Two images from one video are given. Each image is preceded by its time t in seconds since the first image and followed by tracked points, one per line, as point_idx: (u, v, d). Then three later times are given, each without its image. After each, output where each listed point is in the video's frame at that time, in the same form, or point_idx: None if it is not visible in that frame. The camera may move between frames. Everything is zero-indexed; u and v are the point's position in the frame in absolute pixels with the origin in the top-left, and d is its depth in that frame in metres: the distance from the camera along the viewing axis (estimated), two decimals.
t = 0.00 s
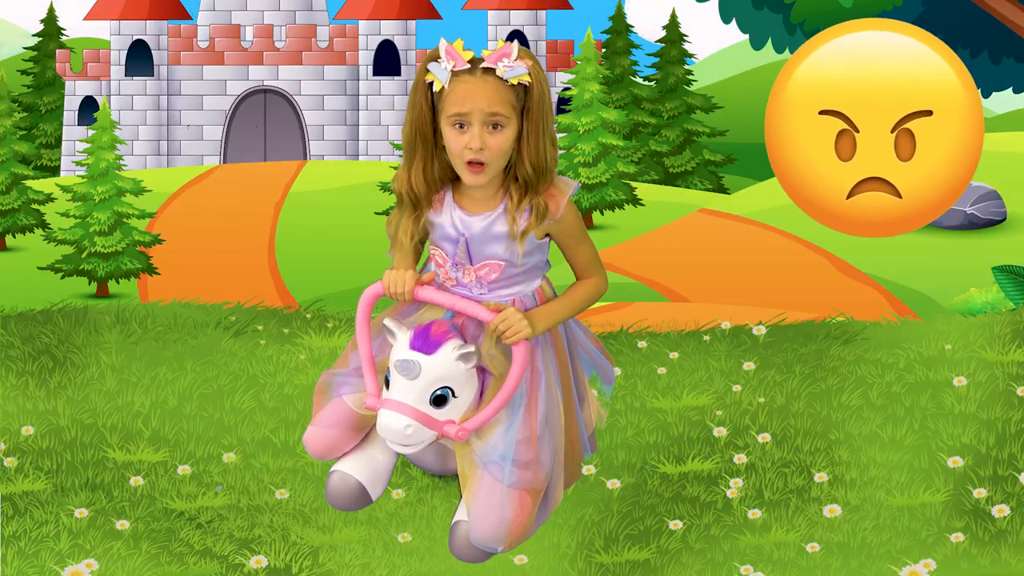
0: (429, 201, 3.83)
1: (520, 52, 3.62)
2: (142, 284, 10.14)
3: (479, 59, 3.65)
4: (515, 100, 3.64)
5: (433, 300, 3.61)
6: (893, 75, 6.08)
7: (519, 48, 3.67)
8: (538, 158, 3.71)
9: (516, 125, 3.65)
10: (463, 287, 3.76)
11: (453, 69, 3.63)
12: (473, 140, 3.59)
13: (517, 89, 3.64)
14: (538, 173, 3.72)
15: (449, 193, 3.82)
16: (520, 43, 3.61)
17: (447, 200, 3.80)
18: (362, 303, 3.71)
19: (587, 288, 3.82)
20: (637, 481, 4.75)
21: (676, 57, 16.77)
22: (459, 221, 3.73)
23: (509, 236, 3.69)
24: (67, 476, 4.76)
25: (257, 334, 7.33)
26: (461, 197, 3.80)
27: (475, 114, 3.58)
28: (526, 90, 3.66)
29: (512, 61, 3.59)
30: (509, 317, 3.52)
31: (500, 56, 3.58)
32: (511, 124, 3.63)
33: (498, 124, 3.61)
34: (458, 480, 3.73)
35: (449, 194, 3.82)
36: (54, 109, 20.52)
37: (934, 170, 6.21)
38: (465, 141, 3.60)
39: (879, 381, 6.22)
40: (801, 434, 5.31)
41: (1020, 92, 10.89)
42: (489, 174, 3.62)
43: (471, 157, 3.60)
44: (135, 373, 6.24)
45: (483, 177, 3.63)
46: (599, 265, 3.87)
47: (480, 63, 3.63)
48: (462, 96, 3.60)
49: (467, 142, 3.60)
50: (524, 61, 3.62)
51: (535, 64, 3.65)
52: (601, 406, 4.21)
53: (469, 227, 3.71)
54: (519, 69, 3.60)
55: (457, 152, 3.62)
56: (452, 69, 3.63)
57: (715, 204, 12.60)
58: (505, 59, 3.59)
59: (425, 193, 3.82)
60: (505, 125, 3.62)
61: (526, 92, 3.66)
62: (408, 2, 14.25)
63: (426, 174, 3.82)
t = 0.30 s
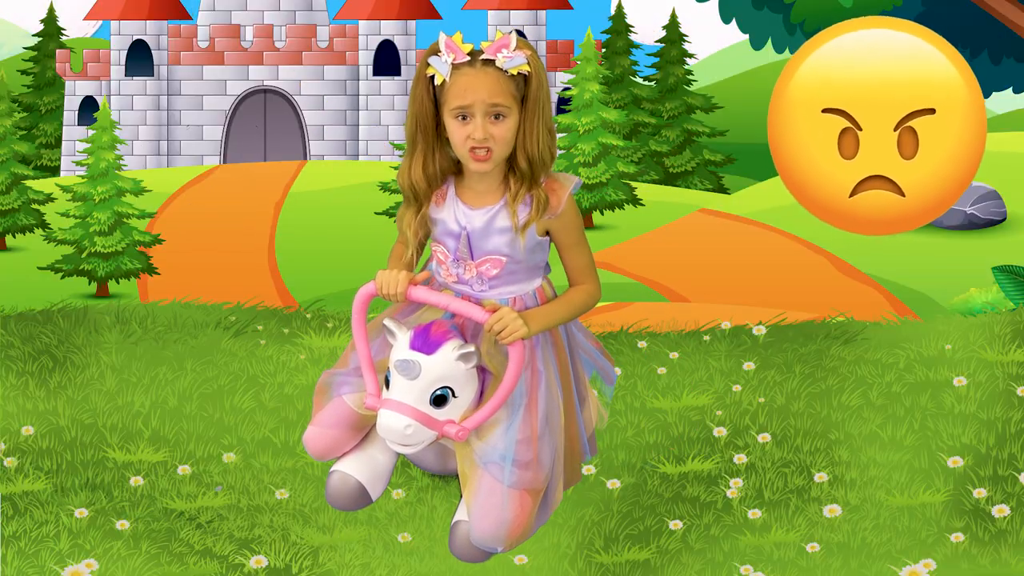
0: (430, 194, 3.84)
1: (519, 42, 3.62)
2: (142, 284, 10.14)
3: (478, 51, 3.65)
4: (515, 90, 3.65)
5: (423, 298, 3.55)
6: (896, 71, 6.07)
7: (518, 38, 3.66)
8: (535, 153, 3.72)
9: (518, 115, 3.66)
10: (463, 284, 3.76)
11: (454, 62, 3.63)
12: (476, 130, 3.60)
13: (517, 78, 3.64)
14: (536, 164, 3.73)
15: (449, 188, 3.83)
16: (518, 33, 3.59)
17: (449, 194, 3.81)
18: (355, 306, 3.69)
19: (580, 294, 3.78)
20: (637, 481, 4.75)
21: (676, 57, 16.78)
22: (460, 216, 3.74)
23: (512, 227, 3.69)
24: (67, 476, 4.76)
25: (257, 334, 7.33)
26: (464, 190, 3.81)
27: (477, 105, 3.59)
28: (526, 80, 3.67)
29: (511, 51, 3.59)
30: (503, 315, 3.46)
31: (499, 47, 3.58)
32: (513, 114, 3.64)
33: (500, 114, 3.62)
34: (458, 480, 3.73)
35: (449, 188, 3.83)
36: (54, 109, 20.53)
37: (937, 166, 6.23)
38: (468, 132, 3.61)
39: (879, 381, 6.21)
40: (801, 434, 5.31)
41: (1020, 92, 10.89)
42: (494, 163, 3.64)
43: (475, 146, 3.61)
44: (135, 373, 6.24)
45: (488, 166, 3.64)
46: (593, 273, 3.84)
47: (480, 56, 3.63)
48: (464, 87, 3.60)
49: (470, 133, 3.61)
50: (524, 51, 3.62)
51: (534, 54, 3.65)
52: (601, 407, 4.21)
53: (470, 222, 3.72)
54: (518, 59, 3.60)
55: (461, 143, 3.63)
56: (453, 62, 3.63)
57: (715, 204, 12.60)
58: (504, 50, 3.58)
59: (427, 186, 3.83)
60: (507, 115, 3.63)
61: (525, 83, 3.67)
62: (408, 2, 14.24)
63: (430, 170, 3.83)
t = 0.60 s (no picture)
0: (433, 189, 3.85)
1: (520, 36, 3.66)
2: (142, 284, 10.13)
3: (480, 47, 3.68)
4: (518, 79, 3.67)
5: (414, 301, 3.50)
6: (897, 69, 6.11)
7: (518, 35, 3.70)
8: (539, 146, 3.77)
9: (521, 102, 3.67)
10: (462, 282, 3.77)
11: (458, 54, 3.65)
12: (481, 112, 3.59)
13: (518, 68, 3.67)
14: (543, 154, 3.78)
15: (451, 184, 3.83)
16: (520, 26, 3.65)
17: (452, 189, 3.81)
18: (348, 306, 3.68)
19: (583, 298, 3.75)
20: (637, 480, 4.75)
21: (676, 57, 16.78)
22: (461, 214, 3.74)
23: (513, 219, 3.69)
24: (67, 476, 4.76)
25: (257, 334, 7.33)
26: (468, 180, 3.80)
27: (481, 88, 3.60)
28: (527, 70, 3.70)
29: (513, 42, 3.63)
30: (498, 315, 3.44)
31: (500, 39, 3.61)
32: (517, 99, 3.65)
33: (504, 98, 3.62)
34: (459, 480, 3.73)
35: (452, 183, 3.83)
36: (54, 109, 20.53)
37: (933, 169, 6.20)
38: (473, 115, 3.60)
39: (879, 381, 6.21)
40: (801, 435, 5.31)
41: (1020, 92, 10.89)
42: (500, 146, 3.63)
43: (480, 129, 3.61)
44: (135, 373, 6.24)
45: (494, 148, 3.62)
46: (594, 278, 3.82)
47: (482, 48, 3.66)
48: (467, 74, 3.61)
49: (476, 115, 3.60)
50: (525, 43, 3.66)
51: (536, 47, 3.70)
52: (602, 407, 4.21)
53: (472, 218, 3.72)
54: (520, 49, 3.63)
55: (466, 126, 3.62)
56: (456, 54, 3.65)
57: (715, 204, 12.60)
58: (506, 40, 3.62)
59: (431, 182, 3.84)
60: (511, 100, 3.64)
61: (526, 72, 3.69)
62: (408, 2, 14.24)
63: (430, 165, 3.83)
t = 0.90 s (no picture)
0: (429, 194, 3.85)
1: (516, 53, 3.59)
2: (142, 284, 10.13)
3: (474, 58, 3.64)
4: (507, 102, 3.61)
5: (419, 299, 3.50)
6: (896, 62, 6.10)
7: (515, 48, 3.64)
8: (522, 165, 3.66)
9: (507, 126, 3.63)
10: (461, 288, 3.80)
11: (448, 68, 3.62)
12: (462, 140, 3.58)
13: (509, 89, 3.61)
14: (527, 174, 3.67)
15: (445, 191, 3.82)
16: (515, 44, 3.58)
17: (444, 197, 3.81)
18: (351, 305, 3.67)
19: (577, 298, 3.75)
20: (637, 480, 4.75)
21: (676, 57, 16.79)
22: (456, 221, 3.74)
23: (507, 232, 3.70)
24: (67, 476, 4.76)
25: (257, 334, 7.34)
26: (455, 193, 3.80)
27: (464, 114, 3.57)
28: (519, 91, 3.63)
29: (505, 61, 3.57)
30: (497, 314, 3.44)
31: (492, 57, 3.55)
32: (501, 124, 3.61)
33: (488, 125, 3.59)
34: (459, 480, 3.73)
35: (445, 191, 3.82)
36: (54, 109, 20.53)
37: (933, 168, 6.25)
38: (454, 140, 3.60)
39: (879, 381, 6.21)
40: (801, 434, 5.31)
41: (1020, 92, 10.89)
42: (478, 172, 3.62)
43: (460, 156, 3.60)
44: (135, 373, 6.24)
45: (474, 175, 3.62)
46: (589, 277, 3.81)
47: (474, 62, 3.61)
48: (452, 95, 3.59)
49: (456, 142, 3.59)
50: (518, 61, 3.59)
51: (529, 65, 3.61)
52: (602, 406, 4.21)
53: (466, 227, 3.73)
54: (512, 70, 3.57)
55: (448, 150, 3.62)
56: (447, 68, 3.62)
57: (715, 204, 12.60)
58: (498, 59, 3.56)
59: (422, 185, 3.84)
60: (495, 127, 3.60)
61: (516, 94, 3.63)
62: (409, 2, 14.23)
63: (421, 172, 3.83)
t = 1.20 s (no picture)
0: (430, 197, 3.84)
1: (515, 48, 3.63)
2: (142, 284, 10.13)
3: (473, 55, 3.65)
4: (510, 98, 3.64)
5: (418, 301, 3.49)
6: (897, 67, 6.11)
7: (514, 44, 3.67)
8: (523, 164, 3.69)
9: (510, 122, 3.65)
10: (458, 290, 3.78)
11: (448, 66, 3.63)
12: (467, 138, 3.59)
13: (511, 85, 3.64)
14: (527, 171, 3.71)
15: (444, 192, 3.83)
16: (514, 39, 3.62)
17: (443, 199, 3.81)
18: (349, 306, 3.68)
19: (572, 299, 3.76)
20: (637, 480, 4.75)
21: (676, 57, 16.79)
22: (455, 222, 3.74)
23: (505, 234, 3.70)
24: (67, 476, 4.76)
25: (257, 334, 7.34)
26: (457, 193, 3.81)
27: (469, 113, 3.58)
28: (520, 86, 3.66)
29: (506, 57, 3.60)
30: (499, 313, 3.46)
31: (493, 53, 3.58)
32: (505, 121, 3.63)
33: (492, 122, 3.61)
34: (459, 480, 3.73)
35: (444, 193, 3.83)
36: (54, 109, 20.53)
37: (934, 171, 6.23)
38: (459, 139, 3.60)
39: (879, 381, 6.21)
40: (801, 434, 5.31)
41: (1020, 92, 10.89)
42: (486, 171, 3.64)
43: (465, 154, 3.61)
44: (135, 373, 6.24)
45: (480, 173, 3.64)
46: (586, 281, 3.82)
47: (474, 59, 3.63)
48: (455, 93, 3.60)
49: (461, 140, 3.60)
50: (518, 57, 3.63)
51: (529, 60, 3.65)
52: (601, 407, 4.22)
53: (464, 229, 3.72)
54: (513, 65, 3.60)
55: (452, 149, 3.62)
56: (447, 66, 3.63)
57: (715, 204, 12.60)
58: (499, 55, 3.59)
59: (422, 187, 3.83)
60: (499, 123, 3.62)
61: (518, 89, 3.66)
62: (409, 2, 14.23)
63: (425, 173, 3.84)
